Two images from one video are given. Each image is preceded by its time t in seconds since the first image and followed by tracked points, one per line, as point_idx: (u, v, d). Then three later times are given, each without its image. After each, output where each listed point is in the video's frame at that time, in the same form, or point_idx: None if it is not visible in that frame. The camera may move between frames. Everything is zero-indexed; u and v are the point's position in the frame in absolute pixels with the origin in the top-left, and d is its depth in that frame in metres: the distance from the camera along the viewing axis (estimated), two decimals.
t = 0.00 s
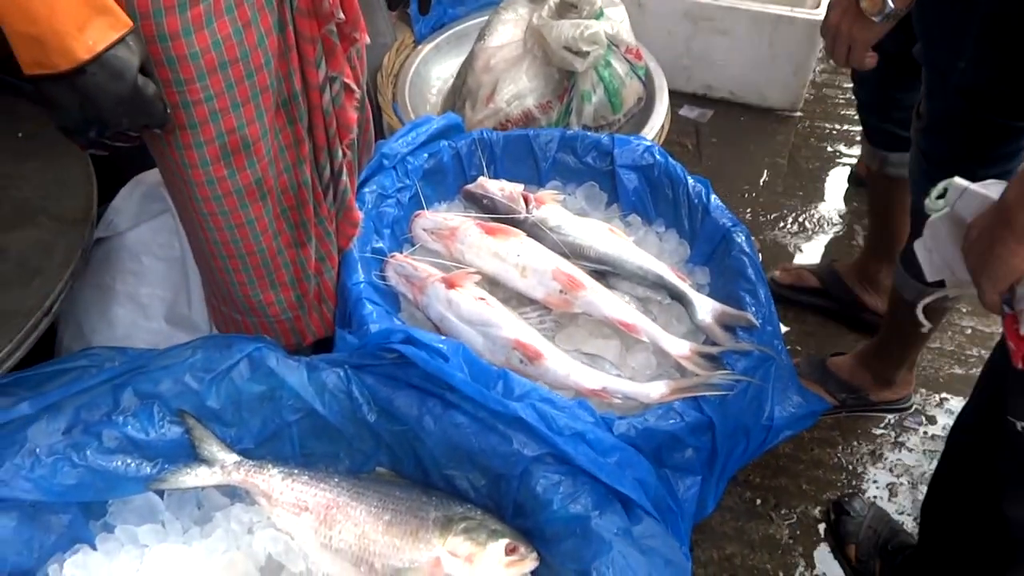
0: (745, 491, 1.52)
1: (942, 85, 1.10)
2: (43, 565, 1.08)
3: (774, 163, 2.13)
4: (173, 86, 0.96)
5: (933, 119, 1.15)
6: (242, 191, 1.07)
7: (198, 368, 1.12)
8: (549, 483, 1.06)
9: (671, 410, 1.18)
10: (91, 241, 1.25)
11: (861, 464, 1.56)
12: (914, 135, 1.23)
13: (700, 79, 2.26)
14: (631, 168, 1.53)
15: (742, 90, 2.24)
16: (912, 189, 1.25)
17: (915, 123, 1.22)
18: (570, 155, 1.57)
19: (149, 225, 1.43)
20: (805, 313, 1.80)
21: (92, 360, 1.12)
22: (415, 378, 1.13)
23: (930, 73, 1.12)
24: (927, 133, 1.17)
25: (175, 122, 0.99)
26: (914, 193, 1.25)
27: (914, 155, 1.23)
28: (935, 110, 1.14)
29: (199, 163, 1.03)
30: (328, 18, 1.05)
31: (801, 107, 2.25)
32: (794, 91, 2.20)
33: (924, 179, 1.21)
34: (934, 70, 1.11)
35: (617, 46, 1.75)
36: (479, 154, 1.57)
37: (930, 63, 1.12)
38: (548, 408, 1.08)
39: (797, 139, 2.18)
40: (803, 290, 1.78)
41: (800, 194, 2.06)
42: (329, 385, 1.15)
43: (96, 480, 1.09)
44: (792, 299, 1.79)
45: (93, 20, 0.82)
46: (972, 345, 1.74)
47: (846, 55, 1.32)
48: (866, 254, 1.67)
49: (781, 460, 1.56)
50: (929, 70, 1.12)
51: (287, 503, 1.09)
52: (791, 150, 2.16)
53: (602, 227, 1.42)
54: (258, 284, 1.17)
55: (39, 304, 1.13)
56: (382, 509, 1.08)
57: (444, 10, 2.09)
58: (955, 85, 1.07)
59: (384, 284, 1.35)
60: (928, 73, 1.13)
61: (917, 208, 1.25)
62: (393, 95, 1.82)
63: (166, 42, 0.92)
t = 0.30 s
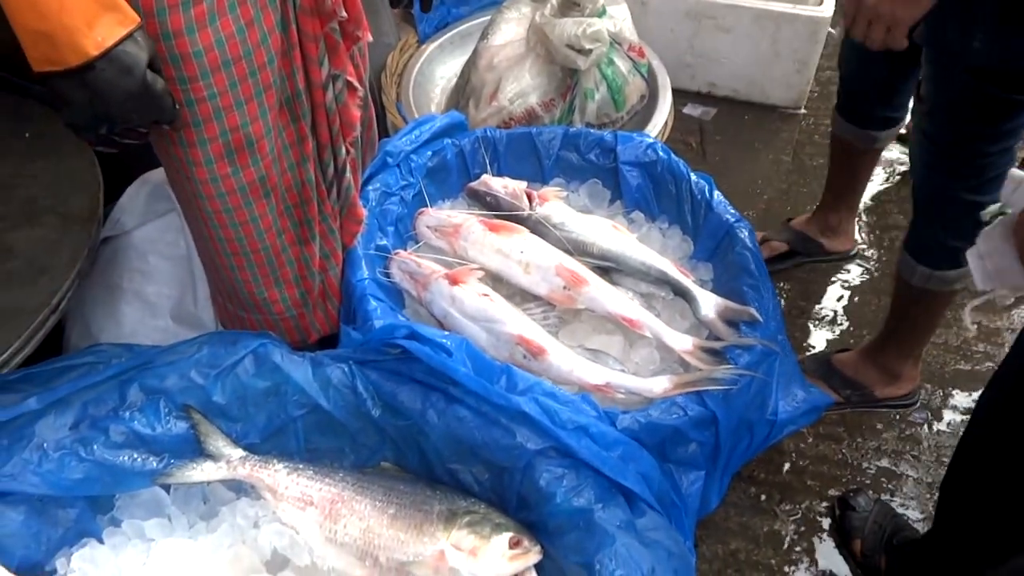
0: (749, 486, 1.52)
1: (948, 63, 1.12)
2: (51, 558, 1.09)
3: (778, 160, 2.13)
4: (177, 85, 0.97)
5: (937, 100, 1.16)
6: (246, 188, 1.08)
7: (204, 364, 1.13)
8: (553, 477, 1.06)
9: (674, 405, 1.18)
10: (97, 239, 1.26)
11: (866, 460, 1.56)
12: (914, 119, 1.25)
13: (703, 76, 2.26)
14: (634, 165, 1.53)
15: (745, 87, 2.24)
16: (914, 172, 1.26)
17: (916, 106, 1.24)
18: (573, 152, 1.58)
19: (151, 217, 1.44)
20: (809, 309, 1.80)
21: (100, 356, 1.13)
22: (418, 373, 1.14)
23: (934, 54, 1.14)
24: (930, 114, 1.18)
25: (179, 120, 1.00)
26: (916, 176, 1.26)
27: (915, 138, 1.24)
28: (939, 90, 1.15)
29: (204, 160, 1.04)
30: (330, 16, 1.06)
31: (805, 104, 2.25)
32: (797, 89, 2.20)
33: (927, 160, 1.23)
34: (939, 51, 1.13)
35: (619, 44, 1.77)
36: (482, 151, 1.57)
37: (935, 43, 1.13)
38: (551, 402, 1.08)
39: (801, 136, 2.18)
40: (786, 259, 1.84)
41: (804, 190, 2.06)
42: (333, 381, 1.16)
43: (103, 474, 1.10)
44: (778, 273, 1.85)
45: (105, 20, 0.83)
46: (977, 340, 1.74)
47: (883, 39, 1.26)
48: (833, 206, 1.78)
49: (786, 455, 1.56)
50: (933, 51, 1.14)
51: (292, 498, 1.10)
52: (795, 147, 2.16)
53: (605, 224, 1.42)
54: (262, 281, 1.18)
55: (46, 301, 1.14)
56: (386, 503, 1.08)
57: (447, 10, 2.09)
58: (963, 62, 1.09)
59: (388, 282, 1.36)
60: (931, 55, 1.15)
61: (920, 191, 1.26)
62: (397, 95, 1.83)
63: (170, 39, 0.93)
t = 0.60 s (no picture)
0: (752, 484, 1.53)
1: (929, 44, 1.18)
2: (59, 552, 1.10)
3: (782, 160, 2.13)
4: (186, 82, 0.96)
5: (910, 85, 1.23)
6: (254, 184, 1.08)
7: (210, 359, 1.14)
8: (556, 472, 1.07)
9: (678, 400, 1.18)
10: (105, 236, 1.26)
11: (869, 459, 1.56)
12: (863, 109, 1.30)
13: (707, 76, 2.27)
14: (638, 164, 1.54)
15: (750, 87, 2.24)
16: (869, 159, 1.32)
17: (868, 96, 1.29)
18: (576, 151, 1.58)
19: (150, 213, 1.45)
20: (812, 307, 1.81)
21: (107, 352, 1.14)
22: (422, 369, 1.14)
23: (916, 37, 1.19)
24: (901, 98, 1.24)
25: (187, 117, 0.99)
26: (871, 164, 1.32)
27: (869, 127, 1.29)
28: (916, 71, 1.21)
29: (212, 157, 1.03)
30: (336, 13, 1.08)
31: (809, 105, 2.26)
32: (801, 89, 2.20)
33: (890, 147, 1.29)
34: (918, 33, 1.18)
35: (623, 44, 1.77)
36: (486, 150, 1.58)
37: (911, 28, 1.19)
38: (554, 398, 1.09)
39: (805, 136, 2.19)
40: (787, 263, 1.85)
41: (808, 190, 2.06)
42: (338, 376, 1.17)
43: (110, 468, 1.11)
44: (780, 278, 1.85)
45: None
46: (980, 338, 1.74)
47: None
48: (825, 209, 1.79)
49: (788, 454, 1.57)
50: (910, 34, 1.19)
51: (297, 493, 1.10)
52: (799, 147, 2.16)
53: (609, 222, 1.43)
54: (269, 278, 1.19)
55: (54, 297, 1.15)
56: (391, 498, 1.09)
57: (452, 9, 2.11)
58: (945, 41, 1.17)
59: (393, 279, 1.36)
60: (905, 39, 1.20)
61: (877, 176, 1.32)
62: (402, 94, 1.84)
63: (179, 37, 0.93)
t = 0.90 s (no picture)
0: (756, 487, 1.53)
1: (970, 29, 1.24)
2: (66, 546, 1.11)
3: (787, 164, 2.13)
4: (196, 81, 0.96)
5: (951, 69, 1.28)
6: (263, 182, 1.09)
7: (218, 357, 1.14)
8: (561, 473, 1.07)
9: (683, 403, 1.18)
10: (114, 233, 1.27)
11: (872, 463, 1.56)
12: (898, 92, 1.33)
13: (714, 79, 2.27)
14: (645, 167, 1.55)
15: (756, 91, 2.25)
16: (905, 141, 1.35)
17: (904, 80, 1.32)
18: (584, 153, 1.59)
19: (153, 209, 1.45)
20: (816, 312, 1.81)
21: (115, 347, 1.15)
22: (429, 369, 1.15)
23: (956, 26, 1.24)
24: (942, 79, 1.28)
25: (197, 116, 1.00)
26: (908, 144, 1.35)
27: (908, 109, 1.33)
28: (957, 53, 1.26)
29: (221, 156, 1.04)
30: (346, 13, 1.08)
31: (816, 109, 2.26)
32: (808, 93, 2.20)
33: (928, 127, 1.33)
34: (959, 16, 1.23)
35: (632, 46, 1.78)
36: (494, 151, 1.58)
37: (946, 19, 1.24)
38: (560, 399, 1.09)
39: (811, 141, 2.19)
40: (792, 268, 1.86)
41: (814, 195, 2.07)
42: (344, 375, 1.17)
43: (118, 464, 1.11)
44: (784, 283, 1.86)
45: None
46: (985, 343, 1.74)
47: None
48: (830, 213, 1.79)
49: (792, 457, 1.57)
50: (948, 20, 1.24)
51: (303, 491, 1.11)
52: (805, 151, 2.16)
53: (615, 225, 1.43)
54: (277, 276, 1.19)
55: (62, 293, 1.17)
56: (396, 497, 1.09)
57: (462, 9, 2.09)
58: (984, 26, 1.23)
59: (399, 279, 1.37)
60: (945, 25, 1.24)
61: (913, 155, 1.36)
62: (409, 94, 1.84)
63: (191, 37, 0.93)
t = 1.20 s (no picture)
0: (751, 493, 1.52)
1: (954, 29, 1.23)
2: (56, 552, 1.11)
3: (785, 168, 2.13)
4: (187, 86, 0.96)
5: (936, 70, 1.28)
6: (255, 187, 1.08)
7: (210, 362, 1.14)
8: (554, 480, 1.06)
9: (677, 410, 1.17)
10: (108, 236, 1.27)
11: (867, 469, 1.56)
12: (887, 93, 1.33)
13: (711, 83, 2.27)
14: (641, 171, 1.54)
15: (754, 95, 2.24)
16: (895, 141, 1.35)
17: (891, 81, 1.31)
18: (580, 157, 1.58)
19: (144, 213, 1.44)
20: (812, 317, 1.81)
21: (108, 352, 1.14)
22: (423, 374, 1.14)
23: (940, 27, 1.23)
24: (929, 79, 1.28)
25: (188, 120, 0.99)
26: (899, 144, 1.35)
27: (897, 109, 1.32)
28: (943, 53, 1.26)
29: (213, 161, 1.03)
30: (337, 17, 1.09)
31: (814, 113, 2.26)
32: (807, 97, 2.20)
33: (917, 128, 1.33)
34: (942, 16, 1.23)
35: (628, 50, 1.77)
36: (490, 155, 1.58)
37: (931, 20, 1.23)
38: (553, 406, 1.09)
39: (809, 145, 2.18)
40: (788, 274, 1.85)
41: (812, 199, 2.06)
42: (338, 381, 1.17)
43: (109, 470, 1.11)
44: (779, 288, 1.86)
45: None
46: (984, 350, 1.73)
47: None
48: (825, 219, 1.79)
49: (787, 463, 1.57)
50: (931, 21, 1.23)
51: (295, 497, 1.11)
52: (802, 156, 2.16)
53: (611, 229, 1.43)
54: (271, 281, 1.19)
55: (55, 297, 1.16)
56: (388, 503, 1.09)
57: (459, 13, 2.11)
58: (967, 26, 1.23)
59: (394, 283, 1.36)
60: (928, 26, 1.24)
61: (904, 154, 1.36)
62: (406, 97, 1.84)
63: (181, 41, 0.92)
